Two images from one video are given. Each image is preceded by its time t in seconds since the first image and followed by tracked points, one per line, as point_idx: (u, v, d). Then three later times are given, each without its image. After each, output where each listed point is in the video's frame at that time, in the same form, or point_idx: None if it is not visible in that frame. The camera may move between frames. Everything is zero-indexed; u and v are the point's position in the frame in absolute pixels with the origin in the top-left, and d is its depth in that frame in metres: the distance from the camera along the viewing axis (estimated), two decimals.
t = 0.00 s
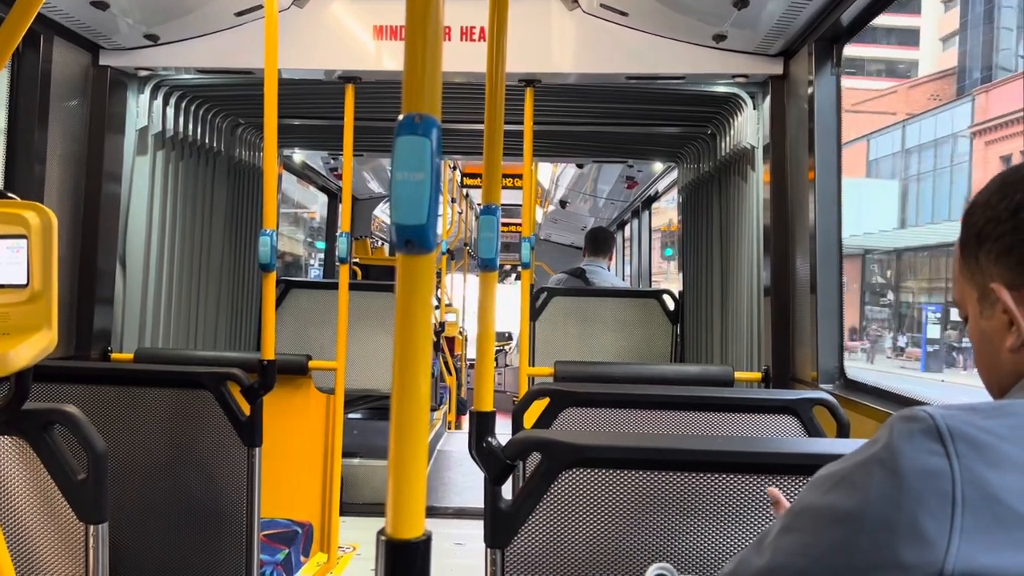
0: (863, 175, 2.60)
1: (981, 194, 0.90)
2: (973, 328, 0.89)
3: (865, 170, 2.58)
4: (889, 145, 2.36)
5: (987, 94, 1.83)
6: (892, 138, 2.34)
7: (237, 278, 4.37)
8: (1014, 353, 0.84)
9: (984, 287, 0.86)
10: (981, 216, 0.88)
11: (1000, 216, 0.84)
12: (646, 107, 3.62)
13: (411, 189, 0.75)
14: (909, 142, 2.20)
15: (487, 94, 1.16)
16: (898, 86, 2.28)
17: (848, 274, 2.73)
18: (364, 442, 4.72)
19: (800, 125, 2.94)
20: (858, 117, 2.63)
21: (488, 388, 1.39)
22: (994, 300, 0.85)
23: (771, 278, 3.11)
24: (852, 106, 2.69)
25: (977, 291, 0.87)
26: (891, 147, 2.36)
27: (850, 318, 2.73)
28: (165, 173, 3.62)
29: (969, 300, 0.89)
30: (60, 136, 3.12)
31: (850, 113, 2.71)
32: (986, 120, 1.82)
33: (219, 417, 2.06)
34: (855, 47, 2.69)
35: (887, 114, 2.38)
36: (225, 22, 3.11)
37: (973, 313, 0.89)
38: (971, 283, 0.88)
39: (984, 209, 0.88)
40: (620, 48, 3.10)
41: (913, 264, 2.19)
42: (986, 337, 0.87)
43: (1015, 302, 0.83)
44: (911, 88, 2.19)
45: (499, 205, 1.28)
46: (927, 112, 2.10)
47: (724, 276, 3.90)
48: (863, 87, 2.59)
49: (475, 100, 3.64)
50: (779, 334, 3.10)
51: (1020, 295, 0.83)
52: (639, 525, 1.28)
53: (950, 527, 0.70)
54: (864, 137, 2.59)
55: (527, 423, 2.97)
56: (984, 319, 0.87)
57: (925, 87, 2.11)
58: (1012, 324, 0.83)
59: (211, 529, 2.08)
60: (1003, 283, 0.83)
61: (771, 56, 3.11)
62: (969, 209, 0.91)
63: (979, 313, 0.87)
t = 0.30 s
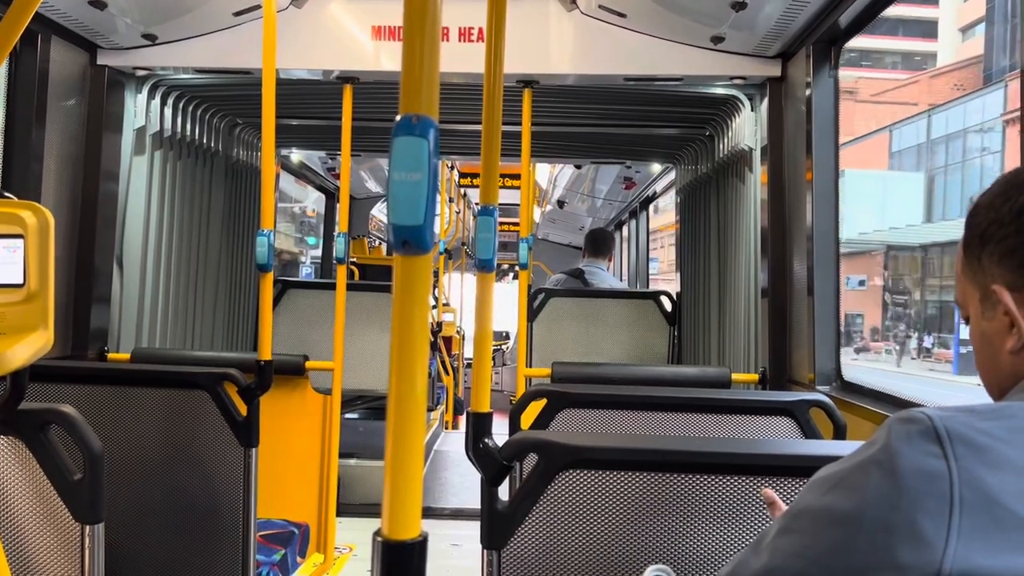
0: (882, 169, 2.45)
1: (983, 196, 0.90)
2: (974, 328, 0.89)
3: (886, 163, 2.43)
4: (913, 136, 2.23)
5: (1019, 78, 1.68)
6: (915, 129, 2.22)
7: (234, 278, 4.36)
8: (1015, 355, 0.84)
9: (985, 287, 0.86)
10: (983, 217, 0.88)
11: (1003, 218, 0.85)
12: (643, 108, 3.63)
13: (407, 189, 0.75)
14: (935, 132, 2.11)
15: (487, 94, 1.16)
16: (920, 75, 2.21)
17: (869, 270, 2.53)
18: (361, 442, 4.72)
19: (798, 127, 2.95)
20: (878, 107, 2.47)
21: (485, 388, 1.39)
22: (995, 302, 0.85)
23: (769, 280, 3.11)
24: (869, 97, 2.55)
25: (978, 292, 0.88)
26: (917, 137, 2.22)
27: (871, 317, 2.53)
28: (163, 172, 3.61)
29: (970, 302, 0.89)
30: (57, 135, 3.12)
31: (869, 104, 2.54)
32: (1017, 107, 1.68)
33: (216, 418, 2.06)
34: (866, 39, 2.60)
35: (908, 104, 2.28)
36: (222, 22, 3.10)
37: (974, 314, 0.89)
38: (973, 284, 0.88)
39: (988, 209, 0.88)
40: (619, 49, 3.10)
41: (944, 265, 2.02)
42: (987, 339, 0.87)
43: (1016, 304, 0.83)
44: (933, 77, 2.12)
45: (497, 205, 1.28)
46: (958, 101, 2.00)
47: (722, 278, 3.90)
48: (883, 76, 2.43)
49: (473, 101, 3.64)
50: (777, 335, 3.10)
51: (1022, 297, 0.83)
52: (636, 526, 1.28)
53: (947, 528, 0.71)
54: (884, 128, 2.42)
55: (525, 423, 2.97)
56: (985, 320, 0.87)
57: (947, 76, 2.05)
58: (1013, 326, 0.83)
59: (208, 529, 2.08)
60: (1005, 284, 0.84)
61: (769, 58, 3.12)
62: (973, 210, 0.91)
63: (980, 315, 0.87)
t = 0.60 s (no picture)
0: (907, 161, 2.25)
1: (981, 198, 0.90)
2: (971, 330, 0.90)
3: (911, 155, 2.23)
4: (943, 125, 2.06)
5: None
6: (946, 117, 2.05)
7: (233, 279, 4.36)
8: (1012, 356, 0.84)
9: (982, 289, 0.87)
10: (980, 219, 0.88)
11: (1000, 219, 0.85)
12: (642, 109, 3.63)
13: (406, 189, 0.75)
14: (968, 121, 1.94)
15: (486, 96, 1.16)
16: (947, 62, 2.05)
17: (892, 266, 2.30)
18: (360, 443, 4.72)
19: (796, 128, 2.95)
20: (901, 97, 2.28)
21: (484, 389, 1.39)
22: (992, 303, 0.85)
23: (768, 280, 3.12)
24: (891, 87, 2.36)
25: (975, 294, 0.88)
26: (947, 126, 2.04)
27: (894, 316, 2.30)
28: (161, 174, 3.61)
29: (967, 303, 0.90)
30: (55, 136, 3.12)
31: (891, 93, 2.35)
32: None
33: (214, 420, 2.06)
34: (888, 30, 2.43)
35: (935, 94, 2.11)
36: (221, 23, 3.11)
37: (971, 315, 0.89)
38: (970, 286, 0.88)
39: (984, 212, 0.88)
40: (618, 50, 3.11)
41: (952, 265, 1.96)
42: (984, 340, 0.87)
43: (1013, 305, 0.83)
44: (960, 65, 1.98)
45: (496, 206, 1.28)
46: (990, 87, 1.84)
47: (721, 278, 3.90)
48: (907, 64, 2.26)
49: (472, 102, 3.64)
50: (776, 336, 3.11)
51: (1019, 298, 0.83)
52: (635, 527, 1.28)
53: (945, 527, 0.71)
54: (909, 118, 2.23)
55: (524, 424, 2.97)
56: (982, 321, 0.87)
57: (974, 64, 1.90)
58: (1011, 327, 0.84)
59: (206, 531, 2.08)
60: (1002, 285, 0.84)
61: (768, 58, 3.12)
62: (969, 212, 0.91)
63: (977, 316, 0.88)
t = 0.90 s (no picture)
0: (937, 153, 2.07)
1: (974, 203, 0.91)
2: (966, 336, 0.89)
3: (942, 146, 2.05)
4: (975, 114, 1.90)
5: None
6: (979, 106, 1.88)
7: (231, 282, 4.36)
8: (1007, 360, 0.84)
9: (976, 294, 0.86)
10: (973, 224, 0.88)
11: (992, 224, 0.85)
12: (640, 113, 3.64)
13: (404, 193, 0.75)
14: (1001, 110, 1.76)
15: (482, 102, 1.16)
16: (974, 50, 1.91)
17: (923, 263, 2.11)
18: (359, 447, 4.71)
19: (795, 131, 2.95)
20: (923, 88, 2.15)
21: (483, 393, 1.38)
22: (986, 307, 0.85)
23: (766, 284, 3.12)
24: (917, 76, 2.18)
25: (970, 299, 0.88)
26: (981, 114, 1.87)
27: (923, 316, 2.11)
28: (159, 177, 3.61)
29: (962, 308, 0.89)
30: (53, 139, 3.11)
31: (915, 83, 2.19)
32: None
33: (212, 422, 2.05)
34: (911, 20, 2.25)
35: (965, 82, 1.96)
36: (219, 27, 3.11)
37: (966, 321, 0.89)
38: (964, 292, 0.88)
39: (977, 218, 0.88)
40: (616, 53, 3.11)
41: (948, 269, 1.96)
42: (979, 344, 0.87)
43: (1007, 309, 0.83)
44: (990, 53, 1.83)
45: (495, 209, 1.26)
46: None
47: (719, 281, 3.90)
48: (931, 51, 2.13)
49: (470, 105, 3.64)
50: (774, 339, 3.11)
51: (1012, 302, 0.83)
52: (633, 531, 1.27)
53: (942, 528, 0.71)
54: (937, 108, 2.09)
55: (522, 428, 2.98)
56: (978, 326, 0.87)
57: (1004, 51, 1.74)
58: (1005, 332, 0.83)
59: (203, 535, 2.08)
60: (995, 289, 0.84)
61: (766, 62, 3.12)
62: (963, 218, 0.91)
63: (971, 321, 0.88)
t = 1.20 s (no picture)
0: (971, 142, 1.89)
1: (973, 203, 0.91)
2: (965, 335, 0.89)
3: (974, 135, 1.88)
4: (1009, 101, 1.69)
5: None
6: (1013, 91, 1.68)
7: (229, 281, 4.36)
8: (1007, 361, 0.84)
9: (977, 293, 0.86)
10: (972, 224, 0.88)
11: (991, 224, 0.85)
12: (638, 113, 3.64)
13: (402, 193, 0.75)
14: None
15: (479, 101, 1.16)
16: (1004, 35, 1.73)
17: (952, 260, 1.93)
18: (358, 446, 4.71)
19: (793, 131, 2.95)
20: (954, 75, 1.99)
21: (481, 392, 1.38)
22: (986, 307, 0.85)
23: (765, 283, 3.12)
24: (944, 62, 2.05)
25: (970, 299, 0.88)
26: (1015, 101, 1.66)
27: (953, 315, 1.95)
28: (158, 176, 3.61)
29: (962, 308, 0.89)
30: (51, 139, 3.11)
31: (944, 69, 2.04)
32: None
33: (210, 422, 2.05)
34: (927, 8, 2.14)
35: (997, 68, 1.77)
36: (218, 26, 3.10)
37: (965, 320, 0.89)
38: (964, 291, 0.88)
39: (977, 217, 0.88)
40: (615, 53, 3.11)
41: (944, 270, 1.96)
42: (979, 344, 0.87)
43: (1007, 309, 0.83)
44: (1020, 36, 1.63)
45: (492, 209, 1.25)
46: None
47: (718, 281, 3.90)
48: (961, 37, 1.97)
49: (469, 105, 3.64)
50: (772, 339, 3.11)
51: (1011, 302, 0.83)
52: (633, 531, 1.27)
53: (941, 529, 0.71)
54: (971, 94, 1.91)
55: (520, 427, 2.98)
56: (977, 325, 0.87)
57: None
58: (1004, 331, 0.83)
59: (201, 534, 2.08)
60: (995, 289, 0.84)
61: (765, 62, 3.12)
62: (964, 217, 0.91)
63: (971, 320, 0.88)
